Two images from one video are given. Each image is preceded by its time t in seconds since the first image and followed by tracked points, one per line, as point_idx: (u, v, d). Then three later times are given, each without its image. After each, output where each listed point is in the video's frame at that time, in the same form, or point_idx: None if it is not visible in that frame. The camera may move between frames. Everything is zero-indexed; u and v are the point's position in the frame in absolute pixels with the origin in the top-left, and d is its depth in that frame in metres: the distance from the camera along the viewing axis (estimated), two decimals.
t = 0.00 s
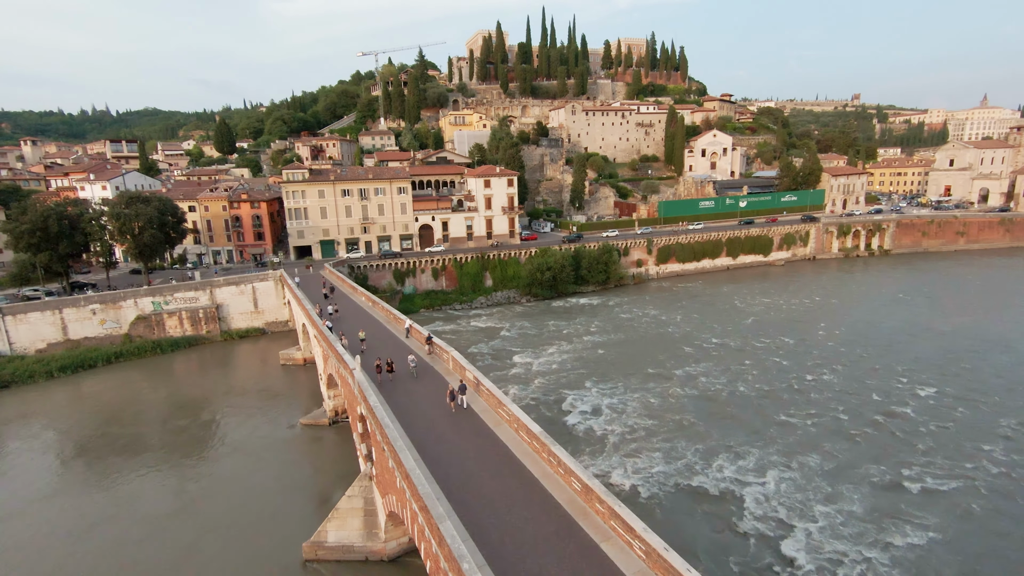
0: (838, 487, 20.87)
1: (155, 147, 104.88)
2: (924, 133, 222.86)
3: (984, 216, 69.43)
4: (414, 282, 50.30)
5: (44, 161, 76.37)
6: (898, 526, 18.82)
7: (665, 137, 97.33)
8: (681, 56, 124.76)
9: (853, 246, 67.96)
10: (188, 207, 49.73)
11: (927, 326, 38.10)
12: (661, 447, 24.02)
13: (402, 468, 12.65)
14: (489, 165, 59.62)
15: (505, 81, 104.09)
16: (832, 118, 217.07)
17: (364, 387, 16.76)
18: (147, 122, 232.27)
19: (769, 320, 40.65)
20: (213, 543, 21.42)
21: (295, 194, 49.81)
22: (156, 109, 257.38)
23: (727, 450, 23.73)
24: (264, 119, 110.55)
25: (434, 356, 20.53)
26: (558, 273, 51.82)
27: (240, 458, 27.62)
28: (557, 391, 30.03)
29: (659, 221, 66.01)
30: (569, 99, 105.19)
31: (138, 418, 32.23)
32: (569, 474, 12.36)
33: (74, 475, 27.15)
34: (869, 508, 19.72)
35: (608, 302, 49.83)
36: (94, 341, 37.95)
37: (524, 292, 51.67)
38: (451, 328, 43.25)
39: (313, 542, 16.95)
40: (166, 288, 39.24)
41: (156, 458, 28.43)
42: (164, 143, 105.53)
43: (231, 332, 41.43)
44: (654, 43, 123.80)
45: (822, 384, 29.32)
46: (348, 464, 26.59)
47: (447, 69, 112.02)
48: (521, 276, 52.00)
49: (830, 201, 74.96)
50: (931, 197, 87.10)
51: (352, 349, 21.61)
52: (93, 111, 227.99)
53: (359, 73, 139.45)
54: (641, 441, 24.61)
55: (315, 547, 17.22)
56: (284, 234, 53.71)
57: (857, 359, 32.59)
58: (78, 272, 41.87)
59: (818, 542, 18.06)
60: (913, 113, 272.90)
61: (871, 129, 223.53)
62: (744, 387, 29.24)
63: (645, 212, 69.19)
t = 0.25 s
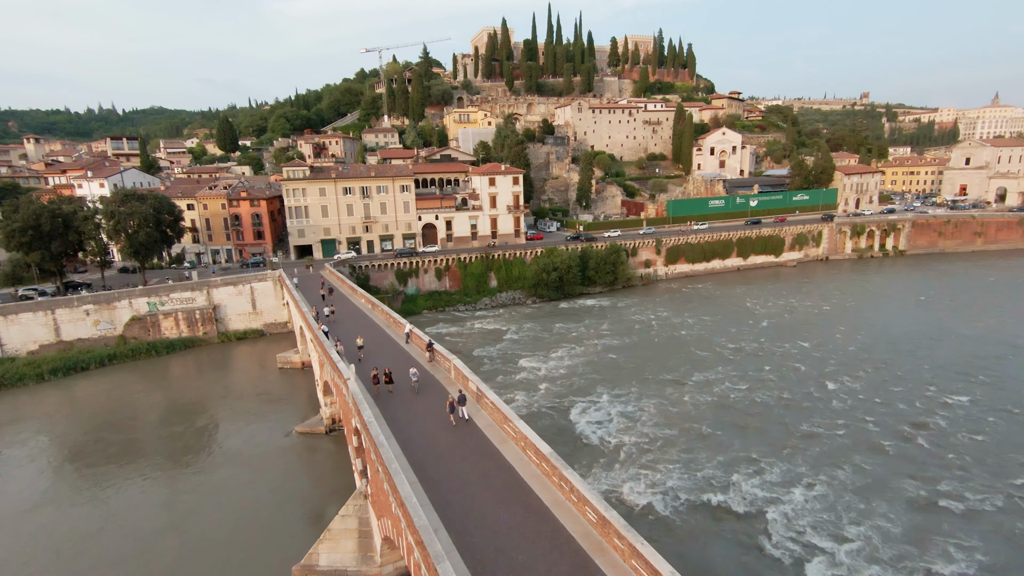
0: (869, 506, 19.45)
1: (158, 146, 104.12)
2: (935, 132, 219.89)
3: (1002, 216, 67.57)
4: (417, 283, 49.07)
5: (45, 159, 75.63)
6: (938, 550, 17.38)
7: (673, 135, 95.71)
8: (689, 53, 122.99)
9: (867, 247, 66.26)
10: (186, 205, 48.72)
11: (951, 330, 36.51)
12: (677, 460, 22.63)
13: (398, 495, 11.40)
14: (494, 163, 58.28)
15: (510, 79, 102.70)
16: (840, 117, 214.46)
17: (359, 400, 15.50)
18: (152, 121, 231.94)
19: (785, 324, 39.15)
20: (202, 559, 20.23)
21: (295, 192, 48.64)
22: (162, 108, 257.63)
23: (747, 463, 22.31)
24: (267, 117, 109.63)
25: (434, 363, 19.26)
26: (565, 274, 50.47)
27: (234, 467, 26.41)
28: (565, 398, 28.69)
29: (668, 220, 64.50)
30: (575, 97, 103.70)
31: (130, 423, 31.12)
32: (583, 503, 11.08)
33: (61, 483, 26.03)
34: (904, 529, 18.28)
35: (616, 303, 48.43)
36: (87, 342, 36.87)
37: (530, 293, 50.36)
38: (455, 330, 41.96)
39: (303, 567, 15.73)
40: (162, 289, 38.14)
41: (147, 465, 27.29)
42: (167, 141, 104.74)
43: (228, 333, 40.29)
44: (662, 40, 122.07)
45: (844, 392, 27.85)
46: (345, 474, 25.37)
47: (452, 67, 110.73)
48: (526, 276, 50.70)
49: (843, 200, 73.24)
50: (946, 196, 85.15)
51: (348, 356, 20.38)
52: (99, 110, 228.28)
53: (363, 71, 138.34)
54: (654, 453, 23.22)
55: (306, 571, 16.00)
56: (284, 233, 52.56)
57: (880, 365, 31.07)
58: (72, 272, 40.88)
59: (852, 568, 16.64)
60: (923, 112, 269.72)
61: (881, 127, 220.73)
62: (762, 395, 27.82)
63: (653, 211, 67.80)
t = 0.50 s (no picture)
0: (905, 530, 17.98)
1: (166, 142, 103.87)
2: (951, 133, 215.95)
3: None
4: (423, 282, 47.90)
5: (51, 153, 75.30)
6: None
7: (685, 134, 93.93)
8: (701, 51, 120.96)
9: (886, 249, 64.32)
10: (188, 201, 47.87)
11: (981, 339, 34.79)
12: (694, 475, 21.26)
13: (391, 527, 10.09)
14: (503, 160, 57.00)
15: (520, 76, 101.31)
16: (854, 117, 211.22)
17: (353, 413, 14.22)
18: (162, 117, 232.90)
19: (804, 329, 37.57)
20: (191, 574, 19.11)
21: (299, 189, 47.60)
22: (173, 105, 258.97)
23: (770, 479, 20.89)
24: (275, 114, 109.03)
25: (437, 372, 17.95)
26: (574, 275, 49.12)
27: (230, 474, 25.30)
28: (575, 406, 27.36)
29: (680, 221, 62.89)
30: (585, 94, 102.18)
31: (125, 424, 30.15)
32: (601, 540, 9.70)
33: (51, 487, 25.06)
34: (944, 558, 16.83)
35: (628, 306, 47.02)
36: (84, 340, 36.02)
37: (538, 294, 49.03)
38: (461, 332, 40.73)
39: None
40: (161, 286, 37.20)
41: (140, 470, 26.26)
42: (175, 137, 104.46)
43: (229, 333, 39.29)
44: (674, 37, 120.13)
45: (871, 403, 26.32)
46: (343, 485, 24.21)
47: (461, 63, 109.51)
48: (535, 277, 49.42)
49: (860, 202, 71.28)
50: (966, 198, 82.83)
51: (346, 362, 19.12)
52: (111, 106, 229.51)
53: (371, 68, 137.45)
54: (670, 467, 21.85)
55: None
56: (288, 230, 51.56)
57: (908, 375, 29.46)
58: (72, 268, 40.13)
59: None
60: (939, 113, 265.20)
61: (896, 128, 217.01)
62: (783, 405, 26.36)
63: (664, 211, 66.28)
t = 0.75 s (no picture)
0: (950, 561, 16.45)
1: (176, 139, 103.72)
2: (971, 134, 211.37)
3: None
4: (430, 283, 46.70)
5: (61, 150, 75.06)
6: None
7: (700, 133, 92.03)
8: (716, 49, 118.78)
9: (908, 253, 62.17)
10: (193, 198, 47.24)
11: (1018, 349, 32.90)
12: (716, 494, 19.82)
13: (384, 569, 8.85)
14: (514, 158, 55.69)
15: (531, 73, 99.93)
16: (871, 117, 207.52)
17: (349, 430, 13.00)
18: (175, 115, 234.35)
19: (828, 336, 35.85)
20: None
21: (305, 186, 46.61)
22: (186, 104, 260.69)
23: (798, 500, 19.41)
24: (285, 111, 108.52)
25: (442, 382, 16.69)
26: (586, 277, 47.70)
27: (227, 482, 24.26)
28: (587, 416, 25.98)
29: (695, 221, 61.17)
30: (597, 92, 100.57)
31: (122, 426, 29.19)
32: None
33: (42, 492, 24.11)
34: None
35: (641, 309, 45.55)
36: (84, 340, 35.24)
37: (548, 296, 47.68)
38: (469, 335, 39.47)
39: None
40: (162, 285, 36.31)
41: (134, 475, 25.24)
42: (185, 135, 104.31)
43: (231, 333, 38.35)
44: (688, 35, 118.07)
45: (905, 418, 24.68)
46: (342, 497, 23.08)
47: (472, 61, 108.36)
48: (545, 278, 48.08)
49: (882, 203, 69.10)
50: (992, 200, 80.17)
51: (345, 371, 17.93)
52: (124, 104, 231.35)
53: (382, 66, 136.81)
54: (690, 484, 20.43)
55: None
56: (294, 228, 50.61)
57: (943, 387, 27.73)
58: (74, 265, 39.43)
59: None
60: (958, 113, 259.81)
61: (914, 128, 212.78)
62: (809, 418, 24.81)
63: (678, 212, 64.64)
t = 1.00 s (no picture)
0: None
1: (181, 141, 103.30)
2: (985, 131, 207.56)
3: None
4: (436, 285, 45.45)
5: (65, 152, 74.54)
6: None
7: (710, 131, 90.31)
8: (726, 45, 116.90)
9: (929, 252, 60.19)
10: (194, 199, 46.28)
11: None
12: (741, 513, 18.41)
13: None
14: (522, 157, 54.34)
15: (538, 72, 98.55)
16: (883, 114, 204.24)
17: (342, 456, 11.72)
18: (183, 118, 235.58)
19: (851, 340, 34.24)
20: None
21: (308, 186, 45.52)
22: (194, 107, 261.98)
23: (832, 521, 17.96)
24: (290, 112, 107.92)
25: (446, 396, 15.40)
26: (596, 279, 46.31)
27: (223, 498, 23.08)
28: (600, 426, 24.59)
29: (708, 221, 59.53)
30: (605, 91, 99.07)
31: (117, 435, 28.10)
32: None
33: (32, 507, 23.03)
34: None
35: (654, 311, 44.07)
36: (80, 345, 34.28)
37: (557, 298, 46.30)
38: (475, 339, 38.15)
39: None
40: (160, 289, 35.30)
41: (128, 489, 24.10)
42: (190, 136, 103.90)
43: (231, 338, 37.28)
44: (698, 31, 116.18)
45: (941, 430, 23.13)
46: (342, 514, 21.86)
47: (478, 60, 107.13)
48: (554, 281, 46.72)
49: (900, 201, 67.14)
50: (1013, 198, 77.88)
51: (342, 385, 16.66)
52: (133, 108, 232.82)
53: (387, 67, 135.99)
54: (713, 502, 19.03)
55: None
56: (297, 230, 49.54)
57: (979, 396, 26.12)
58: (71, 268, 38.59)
59: None
60: (972, 110, 255.47)
61: (927, 125, 209.24)
62: (837, 430, 23.29)
63: (689, 211, 63.02)
